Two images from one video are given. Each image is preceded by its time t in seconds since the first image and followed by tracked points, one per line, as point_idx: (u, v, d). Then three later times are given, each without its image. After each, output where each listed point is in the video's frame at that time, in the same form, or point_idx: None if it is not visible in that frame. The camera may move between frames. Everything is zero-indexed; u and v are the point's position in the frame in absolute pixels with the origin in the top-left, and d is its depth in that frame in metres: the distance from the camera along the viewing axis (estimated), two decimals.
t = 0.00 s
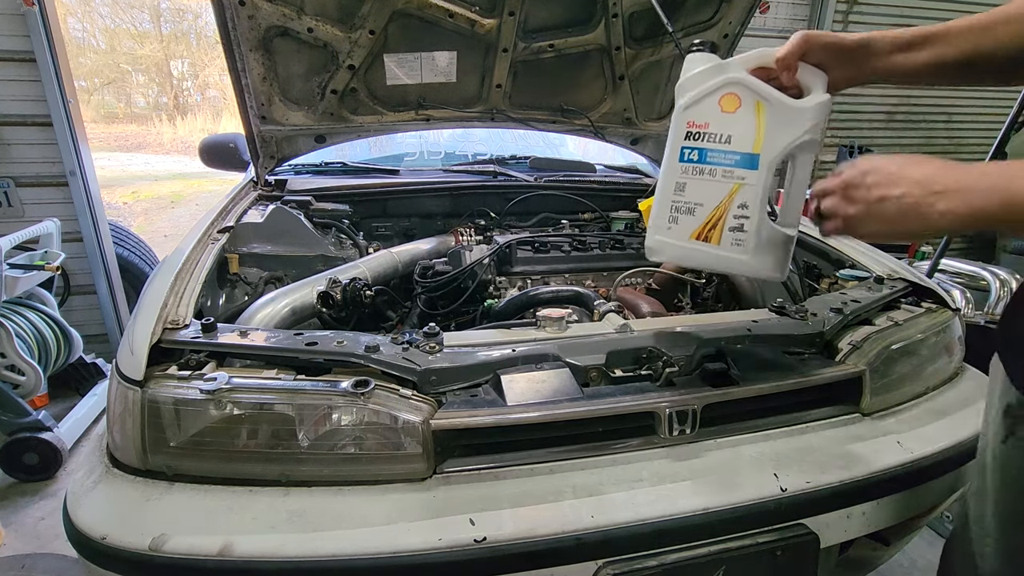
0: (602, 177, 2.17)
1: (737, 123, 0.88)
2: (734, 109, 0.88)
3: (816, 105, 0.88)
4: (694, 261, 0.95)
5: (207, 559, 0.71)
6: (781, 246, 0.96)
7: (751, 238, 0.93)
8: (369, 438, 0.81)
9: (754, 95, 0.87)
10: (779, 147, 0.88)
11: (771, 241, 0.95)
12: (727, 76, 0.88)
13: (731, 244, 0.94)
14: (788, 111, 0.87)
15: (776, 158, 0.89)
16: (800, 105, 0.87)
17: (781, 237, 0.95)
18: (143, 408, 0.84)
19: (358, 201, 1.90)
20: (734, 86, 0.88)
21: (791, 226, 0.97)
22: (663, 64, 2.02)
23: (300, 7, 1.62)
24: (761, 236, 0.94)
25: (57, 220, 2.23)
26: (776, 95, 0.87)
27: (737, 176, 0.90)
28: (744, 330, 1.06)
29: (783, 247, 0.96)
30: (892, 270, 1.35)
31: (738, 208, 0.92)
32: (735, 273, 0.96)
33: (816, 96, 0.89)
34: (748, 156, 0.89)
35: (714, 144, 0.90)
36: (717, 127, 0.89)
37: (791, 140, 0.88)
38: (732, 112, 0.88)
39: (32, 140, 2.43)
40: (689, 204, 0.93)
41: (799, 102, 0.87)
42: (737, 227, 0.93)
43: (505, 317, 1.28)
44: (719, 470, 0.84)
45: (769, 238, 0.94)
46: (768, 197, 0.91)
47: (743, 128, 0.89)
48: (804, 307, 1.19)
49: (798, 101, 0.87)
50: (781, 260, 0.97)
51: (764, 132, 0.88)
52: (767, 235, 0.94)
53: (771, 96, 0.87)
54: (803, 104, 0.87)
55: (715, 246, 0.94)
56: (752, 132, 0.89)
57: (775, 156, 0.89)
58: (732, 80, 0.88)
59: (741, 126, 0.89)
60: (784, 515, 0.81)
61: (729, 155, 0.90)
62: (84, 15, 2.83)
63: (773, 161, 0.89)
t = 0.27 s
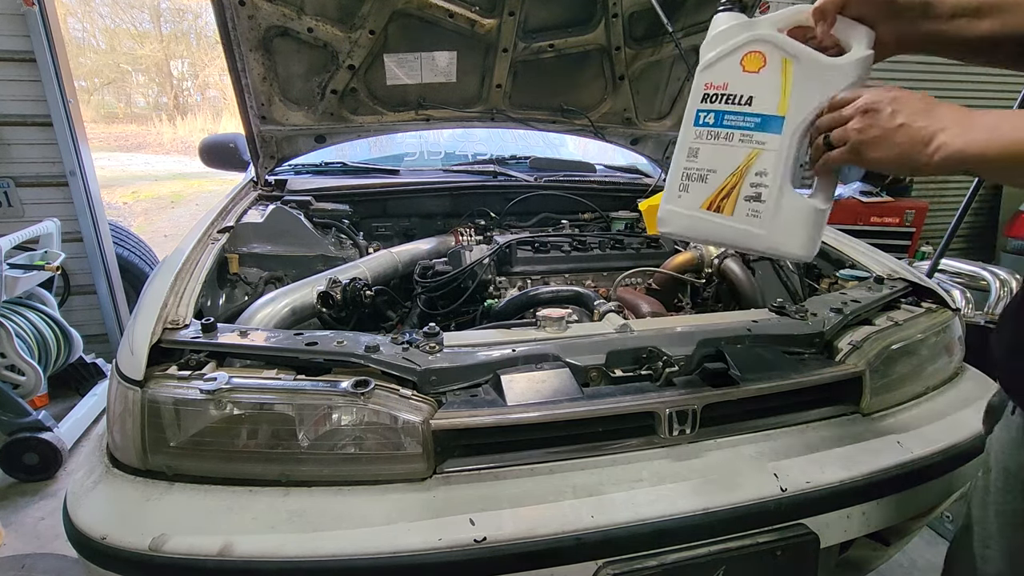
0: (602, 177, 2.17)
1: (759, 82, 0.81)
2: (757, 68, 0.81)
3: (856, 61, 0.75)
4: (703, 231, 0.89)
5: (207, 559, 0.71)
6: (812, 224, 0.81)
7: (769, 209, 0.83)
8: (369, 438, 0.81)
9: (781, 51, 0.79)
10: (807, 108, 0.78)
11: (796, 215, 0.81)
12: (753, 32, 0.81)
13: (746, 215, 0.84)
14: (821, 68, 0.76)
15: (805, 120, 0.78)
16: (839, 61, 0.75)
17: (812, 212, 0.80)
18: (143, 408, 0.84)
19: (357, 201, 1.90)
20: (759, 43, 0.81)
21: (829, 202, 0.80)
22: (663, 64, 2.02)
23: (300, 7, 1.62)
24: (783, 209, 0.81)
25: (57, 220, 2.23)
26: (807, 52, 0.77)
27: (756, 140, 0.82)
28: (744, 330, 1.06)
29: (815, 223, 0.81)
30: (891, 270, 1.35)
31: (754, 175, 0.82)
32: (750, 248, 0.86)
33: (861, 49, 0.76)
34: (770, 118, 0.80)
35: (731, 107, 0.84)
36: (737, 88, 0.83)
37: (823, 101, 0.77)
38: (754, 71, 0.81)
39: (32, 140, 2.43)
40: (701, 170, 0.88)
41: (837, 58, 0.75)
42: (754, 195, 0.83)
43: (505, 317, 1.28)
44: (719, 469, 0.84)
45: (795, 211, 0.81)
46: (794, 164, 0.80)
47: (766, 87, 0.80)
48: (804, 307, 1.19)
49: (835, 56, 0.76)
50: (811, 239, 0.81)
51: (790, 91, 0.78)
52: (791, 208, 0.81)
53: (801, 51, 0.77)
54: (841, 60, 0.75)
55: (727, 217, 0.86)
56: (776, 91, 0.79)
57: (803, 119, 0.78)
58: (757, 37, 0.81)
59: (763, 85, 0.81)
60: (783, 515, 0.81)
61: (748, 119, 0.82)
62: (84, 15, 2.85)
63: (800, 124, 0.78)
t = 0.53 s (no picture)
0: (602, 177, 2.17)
1: (761, 97, 0.80)
2: (757, 83, 0.80)
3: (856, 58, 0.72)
4: (733, 255, 0.89)
5: (206, 559, 0.71)
6: (841, 231, 0.77)
7: (793, 224, 0.80)
8: (369, 438, 0.81)
9: (779, 62, 0.77)
10: (815, 113, 0.75)
11: (824, 225, 0.77)
12: (747, 47, 0.80)
13: (772, 235, 0.83)
14: (821, 70, 0.73)
15: (814, 127, 0.75)
16: (839, 60, 0.72)
17: (839, 219, 0.77)
18: (143, 408, 0.84)
19: (358, 201, 1.90)
20: (755, 57, 0.80)
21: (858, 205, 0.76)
22: (663, 64, 2.03)
23: (300, 7, 1.62)
24: (809, 221, 0.79)
25: (57, 220, 2.23)
26: (805, 56, 0.75)
27: (768, 156, 0.80)
28: (744, 330, 1.07)
29: (843, 230, 0.77)
30: (892, 270, 1.35)
31: (771, 193, 0.81)
32: (783, 265, 0.83)
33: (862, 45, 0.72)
34: (778, 131, 0.78)
35: (739, 125, 0.83)
36: (741, 106, 0.83)
37: (831, 103, 0.73)
38: (754, 86, 0.80)
39: (32, 140, 2.43)
40: (720, 195, 0.88)
41: (837, 57, 0.72)
42: (775, 214, 0.82)
43: (505, 317, 1.28)
44: (719, 469, 0.84)
45: (820, 220, 0.78)
46: (813, 174, 0.77)
47: (768, 101, 0.79)
48: (804, 307, 1.19)
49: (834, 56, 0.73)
50: (845, 247, 0.77)
51: (794, 100, 0.76)
52: (816, 219, 0.78)
53: (799, 56, 0.75)
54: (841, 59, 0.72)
55: (753, 238, 0.85)
56: (780, 101, 0.78)
57: (812, 125, 0.75)
58: (752, 51, 0.80)
59: (766, 99, 0.79)
60: (783, 515, 0.81)
61: (756, 135, 0.81)
62: (84, 16, 2.86)
63: (811, 132, 0.75)
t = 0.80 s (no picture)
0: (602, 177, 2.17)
1: (792, 74, 0.75)
2: (785, 62, 0.76)
3: None
4: (805, 247, 0.80)
5: (207, 559, 0.71)
6: (914, 192, 0.68)
7: (854, 199, 0.72)
8: (369, 438, 0.81)
9: (798, 35, 0.73)
10: (846, 73, 0.69)
11: (886, 190, 0.69)
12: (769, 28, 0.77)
13: (837, 215, 0.75)
14: (843, 26, 0.68)
15: (853, 86, 0.69)
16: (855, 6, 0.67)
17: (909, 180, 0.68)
18: (143, 408, 0.84)
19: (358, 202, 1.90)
20: (776, 36, 0.76)
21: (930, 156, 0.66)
22: (663, 64, 2.03)
23: (300, 7, 1.62)
24: (869, 191, 0.71)
25: (57, 220, 2.23)
26: (822, 20, 0.70)
27: (810, 132, 0.75)
28: (744, 330, 1.06)
29: (917, 192, 0.68)
30: (891, 270, 1.35)
31: (827, 168, 0.74)
32: (857, 246, 0.75)
33: None
34: (816, 103, 0.73)
35: (777, 111, 0.79)
36: (774, 90, 0.79)
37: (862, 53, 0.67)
38: (782, 67, 0.77)
39: (32, 140, 2.43)
40: (777, 187, 0.81)
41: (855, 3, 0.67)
42: (837, 191, 0.74)
43: (505, 317, 1.28)
44: (718, 469, 0.84)
45: (884, 187, 0.69)
46: (862, 137, 0.70)
47: (800, 74, 0.74)
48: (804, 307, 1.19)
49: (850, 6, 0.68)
50: (934, 206, 0.67)
51: (824, 64, 0.71)
52: (878, 185, 0.70)
53: (816, 21, 0.71)
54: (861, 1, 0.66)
55: (818, 225, 0.78)
56: (810, 72, 0.73)
57: (850, 86, 0.69)
58: (772, 32, 0.77)
59: (798, 75, 0.75)
60: (783, 515, 0.81)
61: (797, 115, 0.76)
62: (84, 16, 2.83)
63: (850, 96, 0.69)
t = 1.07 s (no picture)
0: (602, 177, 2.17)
1: (847, 44, 0.76)
2: (842, 32, 0.77)
3: None
4: (857, 235, 0.77)
5: (207, 559, 0.71)
6: (971, 164, 0.59)
7: (906, 175, 0.67)
8: (369, 438, 0.81)
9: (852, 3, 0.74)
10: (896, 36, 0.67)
11: (942, 164, 0.62)
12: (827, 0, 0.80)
13: (890, 194, 0.70)
14: None
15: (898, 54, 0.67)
16: None
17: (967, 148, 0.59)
18: (143, 408, 0.84)
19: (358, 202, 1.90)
20: (834, 7, 0.78)
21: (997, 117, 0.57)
22: (663, 64, 2.03)
23: (300, 7, 1.62)
24: (925, 166, 0.64)
25: (57, 220, 2.23)
26: None
27: (863, 104, 0.74)
28: (744, 330, 1.06)
29: (978, 161, 0.58)
30: (891, 270, 1.35)
31: (877, 142, 0.72)
32: (917, 232, 0.67)
33: None
34: (866, 72, 0.73)
35: (831, 85, 0.81)
36: (831, 65, 0.80)
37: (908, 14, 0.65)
38: (840, 36, 0.78)
39: (32, 140, 2.43)
40: (829, 170, 0.83)
41: None
42: (888, 167, 0.70)
43: (505, 317, 1.28)
44: (718, 469, 0.84)
45: (937, 159, 0.63)
46: (912, 107, 0.66)
47: (855, 45, 0.75)
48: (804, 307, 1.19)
49: None
50: (992, 178, 0.57)
51: (875, 30, 0.71)
52: (931, 158, 0.63)
53: None
54: None
55: (872, 209, 0.74)
56: (865, 40, 0.73)
57: (894, 53, 0.68)
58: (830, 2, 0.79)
59: (852, 44, 0.75)
60: (783, 515, 0.81)
61: (848, 87, 0.76)
62: (84, 15, 2.82)
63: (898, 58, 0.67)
